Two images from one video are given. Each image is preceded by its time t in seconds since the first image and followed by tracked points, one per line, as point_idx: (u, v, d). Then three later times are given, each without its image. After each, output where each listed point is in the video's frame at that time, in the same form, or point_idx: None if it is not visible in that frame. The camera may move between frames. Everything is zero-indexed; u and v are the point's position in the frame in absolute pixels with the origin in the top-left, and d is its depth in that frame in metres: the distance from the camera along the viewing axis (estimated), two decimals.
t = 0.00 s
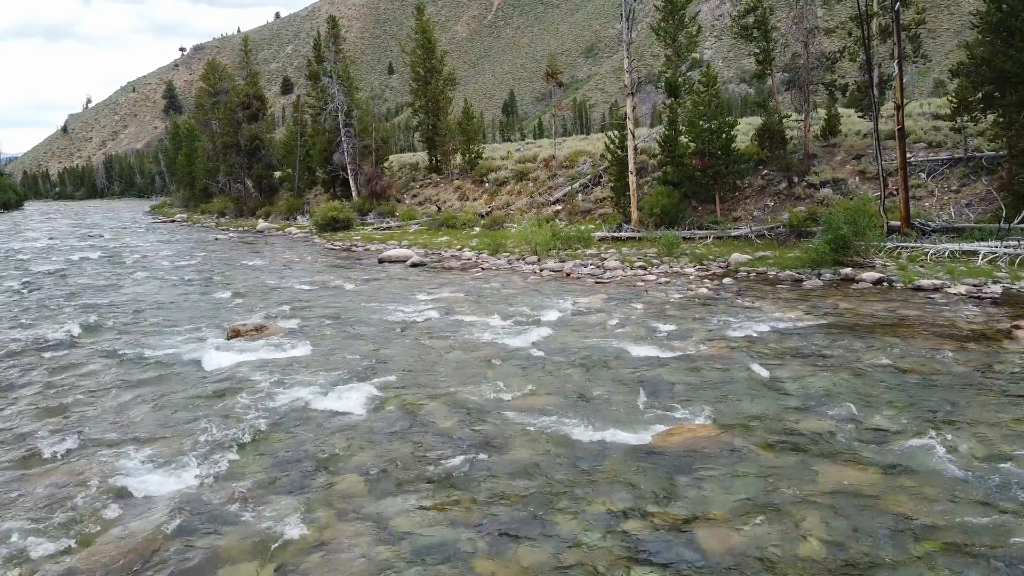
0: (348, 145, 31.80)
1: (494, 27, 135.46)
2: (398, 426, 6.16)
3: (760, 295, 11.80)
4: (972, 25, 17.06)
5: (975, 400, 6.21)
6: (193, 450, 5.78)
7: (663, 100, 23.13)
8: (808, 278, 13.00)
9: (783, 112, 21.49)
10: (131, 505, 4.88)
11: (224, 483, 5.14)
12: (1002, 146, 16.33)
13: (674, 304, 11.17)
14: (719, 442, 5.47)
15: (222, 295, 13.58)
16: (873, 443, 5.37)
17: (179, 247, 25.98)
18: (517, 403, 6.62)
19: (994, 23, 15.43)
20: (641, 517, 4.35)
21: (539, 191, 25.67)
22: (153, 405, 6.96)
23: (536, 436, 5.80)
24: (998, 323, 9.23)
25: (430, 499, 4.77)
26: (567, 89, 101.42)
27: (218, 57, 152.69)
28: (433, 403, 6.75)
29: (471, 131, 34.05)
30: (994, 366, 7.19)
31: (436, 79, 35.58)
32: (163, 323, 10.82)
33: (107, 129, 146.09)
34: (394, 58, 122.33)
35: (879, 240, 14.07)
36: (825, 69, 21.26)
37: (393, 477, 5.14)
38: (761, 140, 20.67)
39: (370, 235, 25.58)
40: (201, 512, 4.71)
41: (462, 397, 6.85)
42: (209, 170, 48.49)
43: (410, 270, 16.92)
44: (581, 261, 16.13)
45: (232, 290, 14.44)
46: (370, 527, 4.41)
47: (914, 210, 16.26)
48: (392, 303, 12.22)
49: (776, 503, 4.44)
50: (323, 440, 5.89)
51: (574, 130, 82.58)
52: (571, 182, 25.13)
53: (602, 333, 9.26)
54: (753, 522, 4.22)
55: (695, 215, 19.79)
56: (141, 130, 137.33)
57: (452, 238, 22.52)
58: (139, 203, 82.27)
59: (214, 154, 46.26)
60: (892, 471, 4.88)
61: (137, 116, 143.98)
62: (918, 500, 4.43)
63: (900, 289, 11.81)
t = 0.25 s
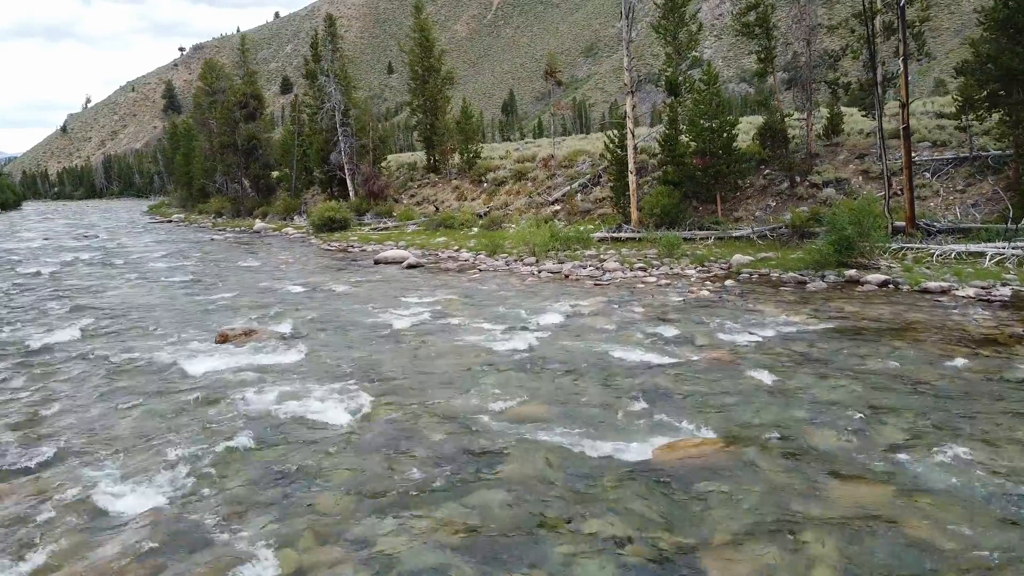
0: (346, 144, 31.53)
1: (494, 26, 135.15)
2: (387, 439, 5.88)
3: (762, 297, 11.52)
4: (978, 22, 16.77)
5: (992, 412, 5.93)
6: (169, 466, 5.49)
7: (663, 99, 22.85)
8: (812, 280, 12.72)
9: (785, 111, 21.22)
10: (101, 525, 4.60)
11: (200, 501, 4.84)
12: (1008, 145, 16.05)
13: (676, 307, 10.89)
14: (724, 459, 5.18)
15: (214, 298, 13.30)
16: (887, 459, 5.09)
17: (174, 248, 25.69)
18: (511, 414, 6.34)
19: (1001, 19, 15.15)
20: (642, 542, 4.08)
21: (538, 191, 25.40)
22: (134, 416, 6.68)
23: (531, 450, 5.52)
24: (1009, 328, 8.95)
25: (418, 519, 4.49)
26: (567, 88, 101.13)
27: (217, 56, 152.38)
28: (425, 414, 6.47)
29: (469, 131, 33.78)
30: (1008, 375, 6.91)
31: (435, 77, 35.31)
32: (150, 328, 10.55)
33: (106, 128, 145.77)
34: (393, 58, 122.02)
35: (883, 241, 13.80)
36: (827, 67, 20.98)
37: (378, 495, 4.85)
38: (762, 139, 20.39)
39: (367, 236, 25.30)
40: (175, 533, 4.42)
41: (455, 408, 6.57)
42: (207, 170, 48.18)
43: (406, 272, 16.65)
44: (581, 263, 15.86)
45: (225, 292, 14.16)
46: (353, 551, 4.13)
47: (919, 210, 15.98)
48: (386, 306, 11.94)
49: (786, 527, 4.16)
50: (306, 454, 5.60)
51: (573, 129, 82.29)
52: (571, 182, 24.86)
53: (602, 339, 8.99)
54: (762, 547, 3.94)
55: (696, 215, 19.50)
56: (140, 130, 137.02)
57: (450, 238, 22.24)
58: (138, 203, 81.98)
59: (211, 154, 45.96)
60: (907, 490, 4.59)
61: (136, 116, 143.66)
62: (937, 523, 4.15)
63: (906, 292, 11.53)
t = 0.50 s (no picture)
0: (343, 143, 31.28)
1: (493, 26, 134.86)
2: (376, 452, 5.62)
3: (765, 300, 11.27)
4: (983, 19, 16.51)
5: (1009, 424, 5.66)
6: (148, 478, 5.25)
7: (664, 98, 22.59)
8: (815, 282, 12.46)
9: (786, 110, 20.96)
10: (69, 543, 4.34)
11: (177, 518, 4.61)
12: (1014, 145, 15.78)
13: (677, 311, 10.62)
14: (729, 473, 4.94)
15: (206, 301, 13.04)
16: (900, 474, 4.85)
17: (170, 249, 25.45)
18: (507, 424, 6.09)
19: (1007, 16, 14.88)
20: (641, 567, 3.82)
21: (537, 191, 25.16)
22: (115, 426, 6.41)
23: (526, 464, 5.26)
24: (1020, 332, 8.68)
25: (404, 540, 4.23)
26: (566, 88, 100.88)
27: (217, 56, 152.12)
28: (415, 424, 6.21)
29: (468, 130, 33.52)
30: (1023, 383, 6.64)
31: (432, 76, 35.05)
32: (138, 331, 10.31)
33: (106, 129, 145.55)
34: (393, 57, 121.82)
35: (888, 243, 13.53)
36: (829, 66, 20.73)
37: (365, 512, 4.61)
38: (764, 138, 20.14)
39: (364, 236, 25.04)
40: (149, 552, 4.17)
41: (448, 418, 6.31)
42: (205, 170, 47.93)
43: (402, 273, 16.39)
44: (580, 264, 15.61)
45: (217, 295, 13.91)
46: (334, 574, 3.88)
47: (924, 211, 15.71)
48: (381, 310, 11.66)
49: (793, 551, 3.91)
50: (291, 467, 5.36)
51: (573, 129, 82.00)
52: (570, 182, 24.61)
53: (601, 345, 8.72)
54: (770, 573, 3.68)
55: (696, 216, 19.24)
56: (140, 130, 136.80)
57: (448, 239, 21.98)
58: (136, 203, 81.75)
59: (209, 154, 45.72)
60: (922, 508, 4.34)
61: (136, 116, 143.52)
62: (953, 545, 3.91)
63: (913, 294, 11.27)
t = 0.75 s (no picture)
0: (340, 143, 31.03)
1: (493, 25, 134.63)
2: (365, 465, 5.35)
3: (769, 303, 11.00)
4: (989, 16, 16.25)
5: None
6: (124, 494, 4.98)
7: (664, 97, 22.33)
8: (820, 285, 12.19)
9: (788, 109, 20.69)
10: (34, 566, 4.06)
11: (150, 538, 4.33)
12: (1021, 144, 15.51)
13: (679, 314, 10.36)
14: (736, 491, 4.67)
15: (198, 303, 12.77)
16: (915, 492, 4.58)
17: (165, 249, 25.18)
18: (502, 437, 5.82)
19: (1014, 13, 14.62)
20: None
21: (536, 191, 24.90)
22: (94, 436, 6.14)
23: (522, 480, 4.99)
24: None
25: (390, 565, 3.96)
26: (566, 87, 100.60)
27: (216, 56, 151.86)
28: (406, 436, 5.94)
29: (466, 130, 33.27)
30: None
31: (431, 75, 34.81)
32: (125, 335, 10.05)
33: (105, 129, 145.35)
34: (392, 57, 121.62)
35: (893, 244, 13.26)
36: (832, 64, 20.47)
37: (349, 534, 4.33)
38: (766, 137, 19.87)
39: (362, 237, 24.78)
40: None
41: (441, 429, 6.03)
42: (202, 170, 47.67)
43: (398, 275, 16.13)
44: (579, 266, 15.34)
45: (210, 297, 13.64)
46: None
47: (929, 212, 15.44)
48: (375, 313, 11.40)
49: None
50: (273, 482, 5.09)
51: (573, 128, 81.74)
52: (569, 182, 24.36)
53: (601, 350, 8.44)
54: None
55: (697, 216, 18.97)
56: (139, 130, 136.54)
57: (446, 240, 21.73)
58: (136, 203, 81.58)
59: (207, 154, 45.46)
60: (941, 531, 4.07)
61: (135, 116, 143.30)
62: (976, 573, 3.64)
63: (919, 297, 11.01)
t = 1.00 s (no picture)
0: (338, 143, 30.76)
1: (492, 25, 134.40)
2: (353, 481, 5.07)
3: (773, 306, 10.71)
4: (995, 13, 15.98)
5: None
6: (98, 510, 4.70)
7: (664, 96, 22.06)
8: (824, 287, 11.91)
9: (790, 108, 20.41)
10: None
11: (122, 561, 4.05)
12: None
13: (681, 318, 10.08)
14: (745, 514, 4.38)
15: (190, 305, 12.50)
16: (934, 513, 4.30)
17: (161, 250, 24.91)
18: (496, 451, 5.52)
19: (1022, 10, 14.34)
20: None
21: (535, 191, 24.63)
22: (71, 447, 5.86)
23: (518, 498, 4.72)
24: None
25: None
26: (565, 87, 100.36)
27: (215, 56, 151.59)
28: (396, 448, 5.66)
29: (465, 129, 33.00)
30: None
31: (429, 74, 34.55)
32: (112, 339, 9.77)
33: (105, 129, 145.12)
34: (390, 56, 121.38)
35: (899, 245, 12.98)
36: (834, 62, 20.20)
37: (333, 557, 4.06)
38: (768, 137, 19.59)
39: (359, 238, 24.51)
40: None
41: (433, 442, 5.76)
42: (200, 170, 47.39)
43: (394, 277, 15.87)
44: (578, 267, 15.08)
45: (202, 299, 13.37)
46: None
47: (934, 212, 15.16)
48: (369, 316, 11.12)
49: None
50: (256, 500, 4.80)
51: (572, 128, 81.51)
52: (569, 182, 24.09)
53: (601, 356, 8.16)
54: None
55: (698, 216, 18.69)
56: (139, 130, 136.27)
57: (444, 240, 21.46)
58: (136, 203, 81.44)
59: (204, 153, 45.17)
60: (966, 556, 3.80)
61: (135, 116, 143.07)
62: None
63: (927, 300, 10.74)
